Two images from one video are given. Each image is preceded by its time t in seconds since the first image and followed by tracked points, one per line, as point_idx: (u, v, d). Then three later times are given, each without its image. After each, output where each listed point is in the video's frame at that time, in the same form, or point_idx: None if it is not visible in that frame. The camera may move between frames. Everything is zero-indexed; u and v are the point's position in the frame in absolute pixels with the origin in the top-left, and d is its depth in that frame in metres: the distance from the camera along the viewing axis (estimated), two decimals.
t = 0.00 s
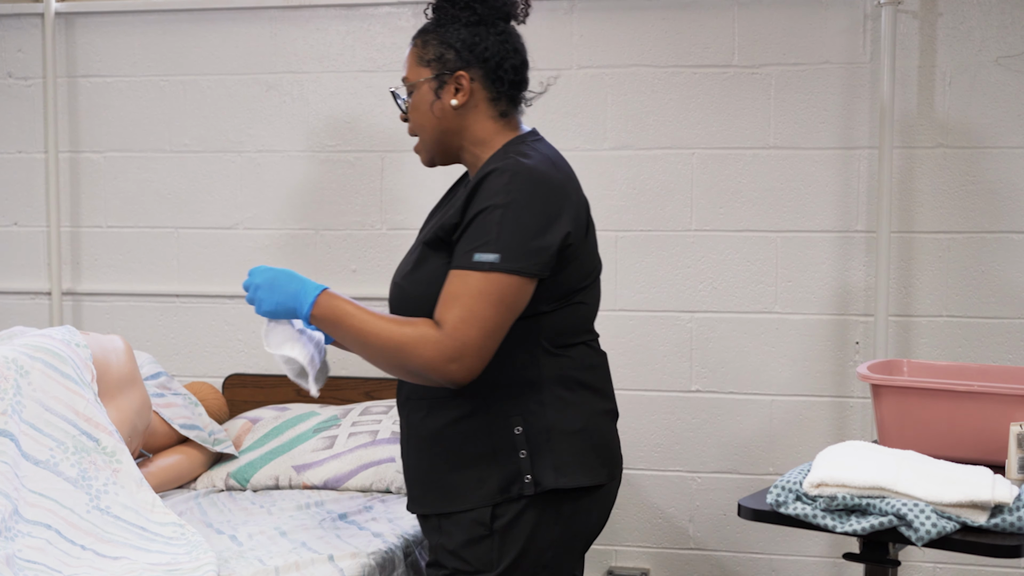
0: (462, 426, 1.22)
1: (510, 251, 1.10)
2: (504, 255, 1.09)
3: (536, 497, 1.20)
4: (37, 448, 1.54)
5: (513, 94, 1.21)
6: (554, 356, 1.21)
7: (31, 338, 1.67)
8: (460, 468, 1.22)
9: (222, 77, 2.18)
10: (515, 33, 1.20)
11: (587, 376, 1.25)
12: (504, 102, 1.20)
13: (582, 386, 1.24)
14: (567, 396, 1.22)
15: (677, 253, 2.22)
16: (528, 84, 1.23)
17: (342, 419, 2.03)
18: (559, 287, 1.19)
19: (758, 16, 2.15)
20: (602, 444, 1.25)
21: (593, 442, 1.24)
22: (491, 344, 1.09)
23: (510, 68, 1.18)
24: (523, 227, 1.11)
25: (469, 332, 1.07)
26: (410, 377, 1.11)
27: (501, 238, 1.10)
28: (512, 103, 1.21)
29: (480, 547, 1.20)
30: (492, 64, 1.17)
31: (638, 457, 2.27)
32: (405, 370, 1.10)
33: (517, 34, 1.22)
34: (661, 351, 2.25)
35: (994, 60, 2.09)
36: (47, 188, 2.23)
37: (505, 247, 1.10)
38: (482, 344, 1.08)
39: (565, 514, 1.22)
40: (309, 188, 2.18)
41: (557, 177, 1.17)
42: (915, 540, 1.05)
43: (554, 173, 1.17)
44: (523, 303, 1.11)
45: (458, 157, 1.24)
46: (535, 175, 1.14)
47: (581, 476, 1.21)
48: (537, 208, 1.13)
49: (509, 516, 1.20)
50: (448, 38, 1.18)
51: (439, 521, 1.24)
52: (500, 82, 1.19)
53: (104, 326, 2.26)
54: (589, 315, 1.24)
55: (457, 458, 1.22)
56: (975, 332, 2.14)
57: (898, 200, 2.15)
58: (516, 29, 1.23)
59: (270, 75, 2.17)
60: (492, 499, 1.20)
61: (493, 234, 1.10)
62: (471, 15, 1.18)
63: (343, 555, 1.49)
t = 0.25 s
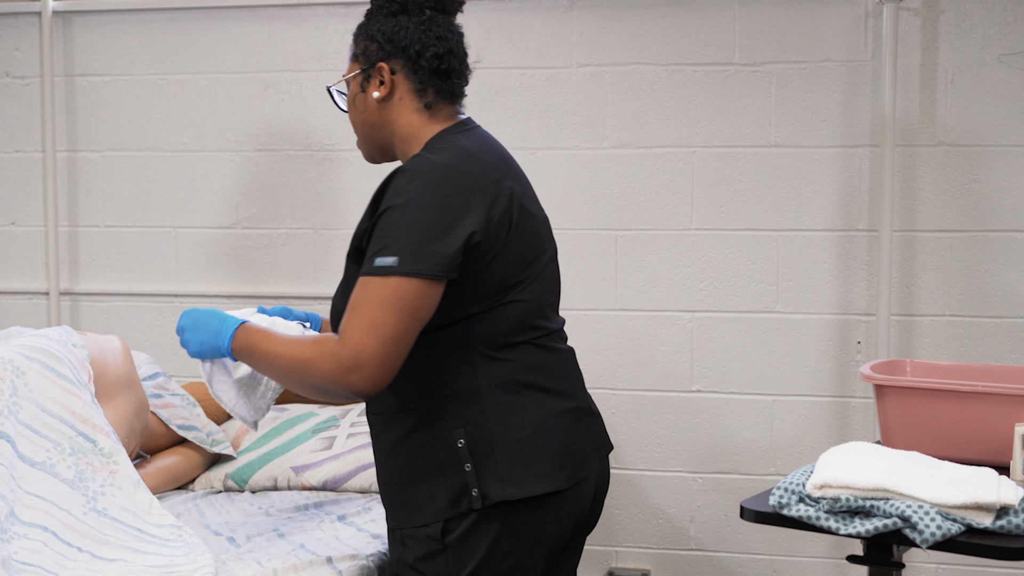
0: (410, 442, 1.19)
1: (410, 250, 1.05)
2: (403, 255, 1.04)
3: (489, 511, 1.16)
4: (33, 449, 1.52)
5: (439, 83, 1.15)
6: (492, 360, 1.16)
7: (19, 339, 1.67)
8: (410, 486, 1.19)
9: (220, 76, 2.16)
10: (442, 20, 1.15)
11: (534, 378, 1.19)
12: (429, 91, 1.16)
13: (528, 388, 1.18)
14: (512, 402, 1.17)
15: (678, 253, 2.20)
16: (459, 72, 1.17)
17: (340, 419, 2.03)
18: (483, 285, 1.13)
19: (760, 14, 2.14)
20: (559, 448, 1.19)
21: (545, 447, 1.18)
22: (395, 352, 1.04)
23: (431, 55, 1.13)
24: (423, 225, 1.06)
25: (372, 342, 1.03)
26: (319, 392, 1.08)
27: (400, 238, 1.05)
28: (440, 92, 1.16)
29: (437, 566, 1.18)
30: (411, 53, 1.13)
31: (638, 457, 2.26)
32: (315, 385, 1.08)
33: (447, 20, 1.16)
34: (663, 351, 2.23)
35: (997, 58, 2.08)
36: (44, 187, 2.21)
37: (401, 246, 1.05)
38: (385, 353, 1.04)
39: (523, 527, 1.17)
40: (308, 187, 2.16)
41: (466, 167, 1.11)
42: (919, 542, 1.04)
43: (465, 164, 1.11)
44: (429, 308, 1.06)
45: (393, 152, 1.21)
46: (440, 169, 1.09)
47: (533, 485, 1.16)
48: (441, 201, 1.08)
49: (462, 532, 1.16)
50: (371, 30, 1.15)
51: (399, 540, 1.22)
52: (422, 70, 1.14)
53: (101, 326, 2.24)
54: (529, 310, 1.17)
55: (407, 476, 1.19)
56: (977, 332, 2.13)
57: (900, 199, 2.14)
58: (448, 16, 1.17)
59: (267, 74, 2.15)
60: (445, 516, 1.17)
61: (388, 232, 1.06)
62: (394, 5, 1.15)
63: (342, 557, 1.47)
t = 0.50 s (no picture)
0: (374, 448, 1.22)
1: (334, 253, 1.10)
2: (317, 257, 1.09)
3: (451, 513, 1.17)
4: (22, 453, 1.52)
5: (388, 85, 1.20)
6: (442, 361, 1.18)
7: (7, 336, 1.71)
8: (378, 492, 1.22)
9: (215, 75, 2.14)
10: (391, 25, 1.19)
11: (489, 376, 1.20)
12: (379, 94, 1.20)
13: (483, 388, 1.20)
14: (467, 401, 1.19)
15: (676, 253, 2.19)
16: (410, 75, 1.21)
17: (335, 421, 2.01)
18: (423, 285, 1.17)
19: (760, 12, 2.13)
20: (519, 445, 1.20)
21: (503, 444, 1.19)
22: (300, 356, 1.10)
23: (377, 59, 1.18)
24: (346, 229, 1.11)
25: (281, 341, 1.10)
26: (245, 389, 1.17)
27: (321, 242, 1.10)
28: (390, 94, 1.21)
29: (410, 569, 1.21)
30: (358, 58, 1.18)
31: (636, 460, 2.25)
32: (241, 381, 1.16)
33: (398, 26, 1.21)
34: (661, 352, 2.21)
35: (998, 57, 2.06)
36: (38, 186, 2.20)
37: (321, 248, 1.10)
38: (296, 353, 1.10)
39: (488, 527, 1.18)
40: (303, 187, 2.13)
41: (397, 170, 1.15)
42: (919, 549, 1.02)
43: (397, 167, 1.15)
44: (340, 310, 1.11)
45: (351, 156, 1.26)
46: (367, 172, 1.13)
47: (492, 484, 1.17)
48: (368, 205, 1.12)
49: (430, 536, 1.19)
50: (326, 38, 1.21)
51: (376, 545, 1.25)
52: (370, 73, 1.19)
53: (96, 327, 2.22)
54: (481, 308, 1.19)
55: (374, 481, 1.22)
56: (978, 333, 2.11)
57: (900, 199, 2.12)
58: (401, 21, 1.22)
59: (263, 73, 2.12)
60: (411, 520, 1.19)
61: (310, 234, 1.11)
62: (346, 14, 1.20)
63: (334, 563, 1.45)
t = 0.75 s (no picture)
0: (355, 446, 1.24)
1: (302, 243, 1.15)
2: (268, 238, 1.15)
3: (432, 505, 1.19)
4: (11, 458, 1.48)
5: (370, 102, 1.25)
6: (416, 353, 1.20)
7: None
8: (359, 490, 1.24)
9: (211, 76, 2.11)
10: (370, 42, 1.24)
11: (466, 370, 1.22)
12: (360, 110, 1.26)
13: (460, 380, 1.21)
14: (444, 395, 1.20)
15: (676, 256, 2.17)
16: (390, 91, 1.26)
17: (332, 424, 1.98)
18: (396, 279, 1.20)
19: (760, 12, 2.11)
20: (497, 437, 1.22)
21: (480, 435, 1.21)
22: (236, 331, 1.17)
23: (357, 77, 1.23)
24: (310, 222, 1.16)
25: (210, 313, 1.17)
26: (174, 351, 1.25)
27: (286, 233, 1.15)
28: (372, 110, 1.26)
29: (395, 566, 1.22)
30: (339, 76, 1.23)
31: (636, 465, 2.22)
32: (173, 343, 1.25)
33: (378, 43, 1.26)
34: (662, 356, 2.19)
35: (1001, 57, 2.04)
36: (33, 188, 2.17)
37: (284, 238, 1.15)
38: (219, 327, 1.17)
39: (469, 519, 1.20)
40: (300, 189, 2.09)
41: (367, 168, 1.19)
42: (921, 561, 1.00)
43: (365, 167, 1.19)
44: (272, 301, 1.16)
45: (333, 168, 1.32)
46: (335, 171, 1.18)
47: (471, 475, 1.18)
48: (335, 200, 1.17)
49: (413, 530, 1.20)
50: (310, 56, 1.27)
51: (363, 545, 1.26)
52: (352, 90, 1.24)
53: (91, 330, 2.19)
54: (455, 302, 1.21)
55: (356, 480, 1.24)
56: (982, 337, 2.09)
57: (902, 201, 2.10)
58: (381, 38, 1.26)
59: (260, 74, 2.09)
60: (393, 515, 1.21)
61: (274, 224, 1.16)
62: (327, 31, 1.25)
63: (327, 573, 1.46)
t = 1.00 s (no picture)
0: (351, 429, 1.33)
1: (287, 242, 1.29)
2: (245, 227, 1.30)
3: (422, 484, 1.27)
4: (24, 463, 1.52)
5: (375, 122, 1.37)
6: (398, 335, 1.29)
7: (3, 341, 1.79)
8: (361, 477, 1.33)
9: (228, 76, 2.10)
10: (378, 68, 1.36)
11: (449, 355, 1.29)
12: (366, 129, 1.37)
13: (444, 362, 1.29)
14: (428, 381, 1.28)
15: (695, 258, 2.14)
16: (395, 113, 1.37)
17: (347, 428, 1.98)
18: (378, 273, 1.29)
19: (780, 11, 2.08)
20: (483, 417, 1.29)
21: (464, 416, 1.28)
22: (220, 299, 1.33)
23: (364, 99, 1.35)
24: (292, 216, 1.29)
25: (190, 285, 1.35)
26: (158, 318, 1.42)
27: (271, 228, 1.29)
28: (377, 129, 1.38)
29: (398, 550, 1.29)
30: (348, 98, 1.35)
31: (656, 469, 2.20)
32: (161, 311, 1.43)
33: (386, 69, 1.37)
34: (681, 359, 2.17)
35: None
36: (50, 189, 2.16)
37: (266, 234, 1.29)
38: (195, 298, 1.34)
39: (460, 497, 1.27)
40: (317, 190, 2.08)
41: (348, 174, 1.31)
42: (943, 572, 0.98)
43: (344, 167, 1.32)
44: (239, 281, 1.32)
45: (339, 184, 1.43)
46: (314, 172, 1.32)
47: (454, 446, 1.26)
48: (315, 202, 1.30)
49: (412, 510, 1.28)
50: (323, 79, 1.38)
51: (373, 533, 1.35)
52: (359, 111, 1.36)
53: (110, 332, 2.18)
54: (436, 291, 1.30)
55: (357, 469, 1.33)
56: (1007, 340, 2.05)
57: (926, 202, 2.07)
58: (389, 64, 1.38)
59: (277, 75, 2.08)
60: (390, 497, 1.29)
61: (256, 223, 1.30)
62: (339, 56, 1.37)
63: None
